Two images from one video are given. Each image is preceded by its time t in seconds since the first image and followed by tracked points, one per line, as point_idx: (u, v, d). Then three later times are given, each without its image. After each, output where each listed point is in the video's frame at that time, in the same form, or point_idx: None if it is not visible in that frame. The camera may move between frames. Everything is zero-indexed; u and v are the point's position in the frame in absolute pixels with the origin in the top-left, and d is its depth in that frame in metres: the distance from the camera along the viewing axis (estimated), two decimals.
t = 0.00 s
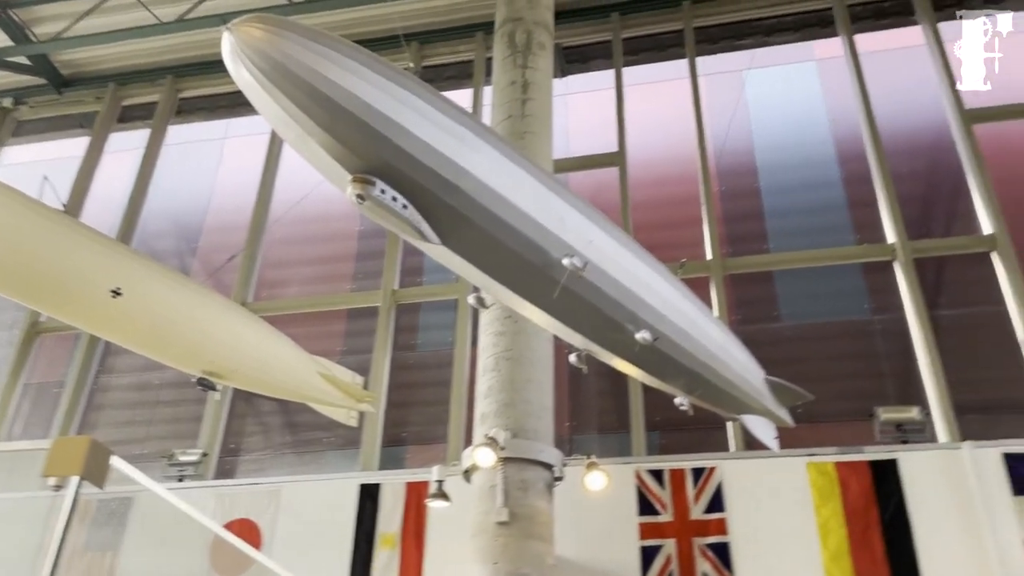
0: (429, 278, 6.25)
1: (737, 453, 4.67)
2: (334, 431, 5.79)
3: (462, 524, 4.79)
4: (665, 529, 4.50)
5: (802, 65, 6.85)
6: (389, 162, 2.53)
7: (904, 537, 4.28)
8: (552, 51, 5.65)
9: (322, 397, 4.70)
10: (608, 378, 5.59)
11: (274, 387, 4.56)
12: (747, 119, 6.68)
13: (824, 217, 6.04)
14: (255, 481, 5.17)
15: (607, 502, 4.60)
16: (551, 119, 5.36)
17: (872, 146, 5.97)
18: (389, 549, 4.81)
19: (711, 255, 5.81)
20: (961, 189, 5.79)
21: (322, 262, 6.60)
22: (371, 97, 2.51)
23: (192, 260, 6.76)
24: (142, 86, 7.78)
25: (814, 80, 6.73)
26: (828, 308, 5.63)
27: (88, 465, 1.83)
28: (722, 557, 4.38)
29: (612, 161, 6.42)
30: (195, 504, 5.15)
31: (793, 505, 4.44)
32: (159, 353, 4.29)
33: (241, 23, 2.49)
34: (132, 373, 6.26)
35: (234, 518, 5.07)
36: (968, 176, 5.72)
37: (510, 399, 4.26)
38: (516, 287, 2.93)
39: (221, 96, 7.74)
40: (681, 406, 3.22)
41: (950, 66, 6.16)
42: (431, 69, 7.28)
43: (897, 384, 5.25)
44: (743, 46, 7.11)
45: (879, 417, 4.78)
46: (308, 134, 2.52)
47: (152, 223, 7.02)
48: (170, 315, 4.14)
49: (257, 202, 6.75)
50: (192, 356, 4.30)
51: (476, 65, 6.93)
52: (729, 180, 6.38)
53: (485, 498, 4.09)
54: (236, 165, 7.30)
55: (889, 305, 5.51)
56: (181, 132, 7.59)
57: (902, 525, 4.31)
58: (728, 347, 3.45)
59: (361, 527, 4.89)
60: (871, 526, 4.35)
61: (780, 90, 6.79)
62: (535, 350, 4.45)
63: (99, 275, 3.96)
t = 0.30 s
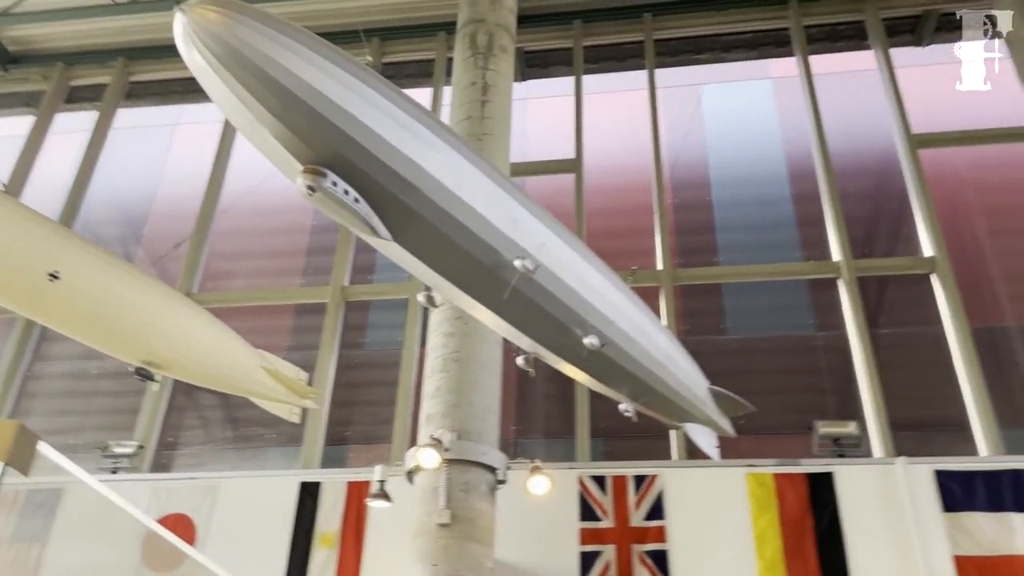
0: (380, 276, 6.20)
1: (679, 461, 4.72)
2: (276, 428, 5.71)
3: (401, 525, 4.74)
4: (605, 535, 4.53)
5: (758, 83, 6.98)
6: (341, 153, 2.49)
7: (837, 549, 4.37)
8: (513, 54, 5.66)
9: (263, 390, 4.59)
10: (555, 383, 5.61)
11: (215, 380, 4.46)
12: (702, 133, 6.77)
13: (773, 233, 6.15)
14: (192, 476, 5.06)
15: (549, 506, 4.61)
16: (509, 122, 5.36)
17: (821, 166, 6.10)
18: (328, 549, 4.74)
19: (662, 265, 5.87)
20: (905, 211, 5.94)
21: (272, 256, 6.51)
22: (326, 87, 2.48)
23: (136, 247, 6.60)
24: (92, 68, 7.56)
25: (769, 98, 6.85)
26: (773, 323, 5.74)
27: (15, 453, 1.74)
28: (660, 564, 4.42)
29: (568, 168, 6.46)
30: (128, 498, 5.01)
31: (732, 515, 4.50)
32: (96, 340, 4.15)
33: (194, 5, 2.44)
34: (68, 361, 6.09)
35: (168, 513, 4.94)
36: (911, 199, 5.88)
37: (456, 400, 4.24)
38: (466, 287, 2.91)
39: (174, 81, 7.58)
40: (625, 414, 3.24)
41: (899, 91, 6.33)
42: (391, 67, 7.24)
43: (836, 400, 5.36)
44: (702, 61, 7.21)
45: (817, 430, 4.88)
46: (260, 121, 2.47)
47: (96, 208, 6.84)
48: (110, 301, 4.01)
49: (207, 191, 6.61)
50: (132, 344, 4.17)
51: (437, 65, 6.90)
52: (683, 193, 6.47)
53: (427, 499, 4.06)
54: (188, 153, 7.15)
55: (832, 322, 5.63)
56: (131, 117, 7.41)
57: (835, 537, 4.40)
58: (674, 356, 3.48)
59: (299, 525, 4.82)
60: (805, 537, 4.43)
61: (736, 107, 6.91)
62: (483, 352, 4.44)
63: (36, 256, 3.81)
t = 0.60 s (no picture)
0: (330, 271, 6.13)
1: (621, 466, 4.75)
2: (216, 421, 5.60)
3: (339, 523, 4.68)
4: (546, 538, 4.54)
5: (713, 95, 7.08)
6: (291, 142, 2.45)
7: (771, 556, 4.44)
8: (473, 54, 5.65)
9: (205, 383, 4.30)
10: (502, 385, 5.62)
11: (154, 370, 4.16)
12: (657, 142, 6.85)
13: (722, 244, 6.24)
14: (125, 467, 4.92)
15: (491, 508, 4.61)
16: (466, 122, 5.34)
17: (771, 180, 6.21)
18: (263, 545, 4.66)
19: (612, 272, 5.91)
20: (849, 228, 6.08)
21: (219, 246, 6.39)
22: (277, 74, 2.43)
23: (77, 231, 6.41)
24: (38, 45, 7.34)
25: (723, 111, 6.96)
26: (718, 332, 5.83)
27: None
28: (599, 569, 4.45)
29: (523, 171, 6.47)
30: (58, 489, 4.86)
31: (671, 521, 4.55)
32: (26, 324, 3.81)
33: None
34: None
35: (99, 506, 4.81)
36: (856, 216, 6.02)
37: (402, 399, 4.21)
38: (413, 284, 2.88)
39: (124, 63, 7.41)
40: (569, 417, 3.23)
41: (848, 111, 6.48)
42: (349, 60, 7.18)
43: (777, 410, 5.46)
44: (659, 72, 7.30)
45: (757, 440, 4.96)
46: (207, 105, 2.40)
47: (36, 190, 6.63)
48: (42, 284, 3.68)
49: (153, 177, 6.44)
50: (64, 330, 3.84)
51: (396, 61, 6.85)
52: (636, 201, 6.54)
53: (368, 497, 4.02)
54: (135, 137, 6.98)
55: (775, 334, 5.73)
56: (77, 97, 7.21)
57: (770, 545, 4.47)
58: (621, 362, 3.50)
59: (236, 521, 4.73)
60: (742, 545, 4.49)
61: (691, 118, 7.00)
62: (431, 352, 4.41)
63: None
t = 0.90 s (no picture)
0: (282, 267, 6.05)
1: (567, 471, 4.77)
2: (158, 417, 5.48)
3: (282, 524, 4.61)
4: (490, 542, 4.53)
5: (671, 106, 7.16)
6: (237, 135, 2.40)
7: (712, 563, 4.49)
8: (433, 54, 5.63)
9: (144, 378, 4.14)
10: (453, 388, 5.60)
11: (90, 363, 3.98)
12: (614, 150, 6.90)
13: (675, 253, 6.31)
14: (62, 462, 4.79)
15: (436, 510, 4.58)
16: (424, 122, 5.32)
17: (724, 192, 6.30)
18: (203, 545, 4.57)
19: (566, 277, 5.95)
20: (798, 242, 6.19)
21: (168, 238, 6.26)
22: (225, 65, 2.39)
23: (21, 218, 6.23)
24: None
25: (680, 122, 7.04)
26: (669, 340, 5.88)
27: None
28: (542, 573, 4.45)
29: (480, 174, 6.46)
30: None
31: (615, 526, 4.57)
32: None
33: None
34: None
35: (33, 501, 4.67)
36: (805, 231, 6.14)
37: (349, 399, 4.17)
38: (360, 283, 2.85)
39: (75, 48, 7.23)
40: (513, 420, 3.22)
41: (801, 127, 6.61)
42: (307, 55, 7.10)
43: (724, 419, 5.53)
44: (618, 81, 7.36)
45: (702, 448, 5.03)
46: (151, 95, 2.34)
47: None
48: None
49: (101, 166, 6.30)
50: None
51: (356, 57, 6.80)
52: (593, 207, 6.58)
53: (311, 498, 3.97)
54: (85, 124, 6.81)
55: (724, 344, 5.81)
56: (25, 81, 7.02)
57: (711, 552, 4.52)
58: (568, 366, 3.51)
59: (175, 519, 4.64)
60: (684, 551, 4.53)
61: (648, 127, 7.06)
62: (381, 352, 4.38)
63: None
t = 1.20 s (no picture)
0: (234, 267, 5.97)
1: (517, 479, 4.77)
2: (101, 416, 5.35)
3: (225, 528, 4.53)
4: (437, 548, 4.51)
5: (630, 118, 7.23)
6: (179, 131, 2.37)
7: (657, 572, 4.52)
8: (394, 57, 5.61)
9: (84, 376, 4.05)
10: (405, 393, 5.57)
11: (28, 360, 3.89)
12: (574, 160, 6.94)
13: (631, 263, 6.36)
14: None
15: (383, 516, 4.55)
16: (383, 125, 5.29)
17: (679, 205, 6.38)
18: (142, 548, 4.47)
19: (522, 284, 5.96)
20: (751, 255, 6.29)
21: (117, 234, 6.13)
22: (170, 61, 2.36)
23: None
24: None
25: (639, 134, 7.11)
26: (622, 349, 5.92)
27: None
28: None
29: (439, 179, 6.45)
30: None
31: (563, 534, 4.58)
32: None
33: None
34: None
35: None
36: (757, 245, 6.24)
37: (297, 402, 4.13)
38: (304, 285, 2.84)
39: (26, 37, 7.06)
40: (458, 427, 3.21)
41: (756, 143, 6.72)
42: (266, 53, 7.02)
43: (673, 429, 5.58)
44: (579, 91, 7.41)
45: (650, 457, 5.07)
46: (91, 87, 2.29)
47: None
48: None
49: (49, 158, 6.16)
50: None
51: (316, 58, 6.74)
52: (551, 216, 6.61)
53: (255, 502, 3.91)
54: (34, 115, 6.64)
55: (675, 354, 5.87)
56: None
57: (656, 561, 4.56)
58: (516, 374, 3.52)
59: (114, 522, 4.53)
60: (630, 559, 4.56)
61: (607, 137, 7.12)
62: (331, 355, 4.34)
63: None
